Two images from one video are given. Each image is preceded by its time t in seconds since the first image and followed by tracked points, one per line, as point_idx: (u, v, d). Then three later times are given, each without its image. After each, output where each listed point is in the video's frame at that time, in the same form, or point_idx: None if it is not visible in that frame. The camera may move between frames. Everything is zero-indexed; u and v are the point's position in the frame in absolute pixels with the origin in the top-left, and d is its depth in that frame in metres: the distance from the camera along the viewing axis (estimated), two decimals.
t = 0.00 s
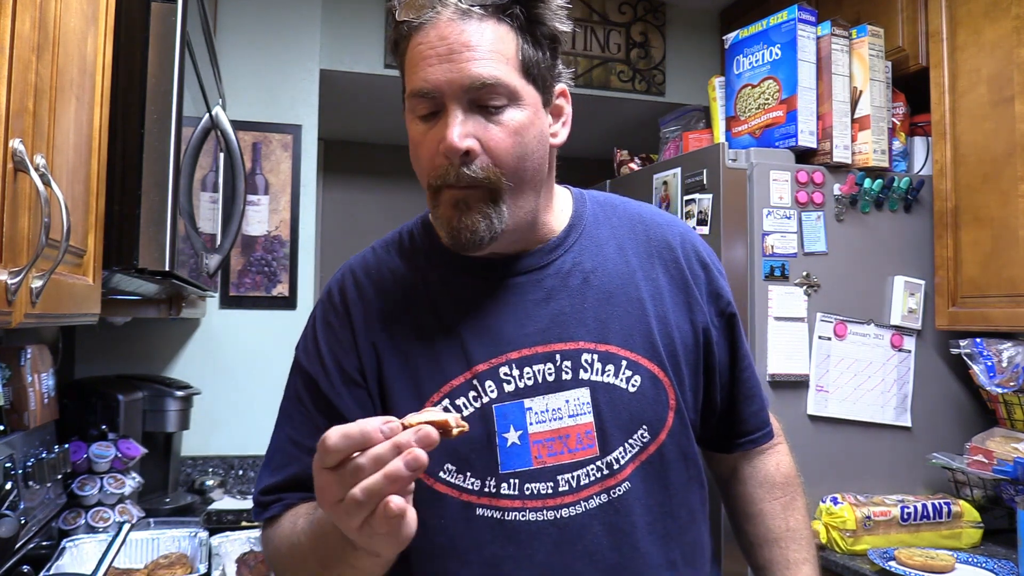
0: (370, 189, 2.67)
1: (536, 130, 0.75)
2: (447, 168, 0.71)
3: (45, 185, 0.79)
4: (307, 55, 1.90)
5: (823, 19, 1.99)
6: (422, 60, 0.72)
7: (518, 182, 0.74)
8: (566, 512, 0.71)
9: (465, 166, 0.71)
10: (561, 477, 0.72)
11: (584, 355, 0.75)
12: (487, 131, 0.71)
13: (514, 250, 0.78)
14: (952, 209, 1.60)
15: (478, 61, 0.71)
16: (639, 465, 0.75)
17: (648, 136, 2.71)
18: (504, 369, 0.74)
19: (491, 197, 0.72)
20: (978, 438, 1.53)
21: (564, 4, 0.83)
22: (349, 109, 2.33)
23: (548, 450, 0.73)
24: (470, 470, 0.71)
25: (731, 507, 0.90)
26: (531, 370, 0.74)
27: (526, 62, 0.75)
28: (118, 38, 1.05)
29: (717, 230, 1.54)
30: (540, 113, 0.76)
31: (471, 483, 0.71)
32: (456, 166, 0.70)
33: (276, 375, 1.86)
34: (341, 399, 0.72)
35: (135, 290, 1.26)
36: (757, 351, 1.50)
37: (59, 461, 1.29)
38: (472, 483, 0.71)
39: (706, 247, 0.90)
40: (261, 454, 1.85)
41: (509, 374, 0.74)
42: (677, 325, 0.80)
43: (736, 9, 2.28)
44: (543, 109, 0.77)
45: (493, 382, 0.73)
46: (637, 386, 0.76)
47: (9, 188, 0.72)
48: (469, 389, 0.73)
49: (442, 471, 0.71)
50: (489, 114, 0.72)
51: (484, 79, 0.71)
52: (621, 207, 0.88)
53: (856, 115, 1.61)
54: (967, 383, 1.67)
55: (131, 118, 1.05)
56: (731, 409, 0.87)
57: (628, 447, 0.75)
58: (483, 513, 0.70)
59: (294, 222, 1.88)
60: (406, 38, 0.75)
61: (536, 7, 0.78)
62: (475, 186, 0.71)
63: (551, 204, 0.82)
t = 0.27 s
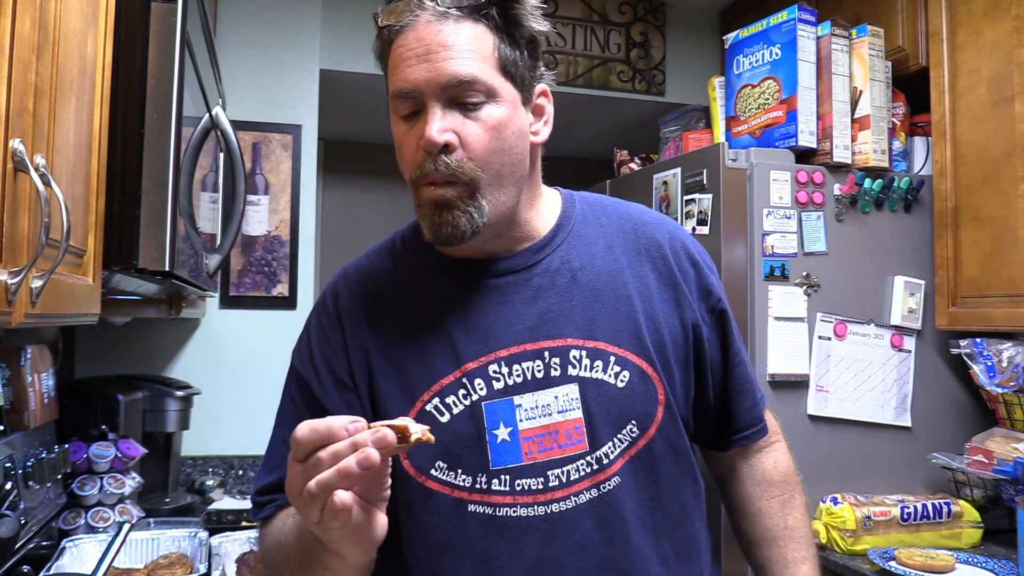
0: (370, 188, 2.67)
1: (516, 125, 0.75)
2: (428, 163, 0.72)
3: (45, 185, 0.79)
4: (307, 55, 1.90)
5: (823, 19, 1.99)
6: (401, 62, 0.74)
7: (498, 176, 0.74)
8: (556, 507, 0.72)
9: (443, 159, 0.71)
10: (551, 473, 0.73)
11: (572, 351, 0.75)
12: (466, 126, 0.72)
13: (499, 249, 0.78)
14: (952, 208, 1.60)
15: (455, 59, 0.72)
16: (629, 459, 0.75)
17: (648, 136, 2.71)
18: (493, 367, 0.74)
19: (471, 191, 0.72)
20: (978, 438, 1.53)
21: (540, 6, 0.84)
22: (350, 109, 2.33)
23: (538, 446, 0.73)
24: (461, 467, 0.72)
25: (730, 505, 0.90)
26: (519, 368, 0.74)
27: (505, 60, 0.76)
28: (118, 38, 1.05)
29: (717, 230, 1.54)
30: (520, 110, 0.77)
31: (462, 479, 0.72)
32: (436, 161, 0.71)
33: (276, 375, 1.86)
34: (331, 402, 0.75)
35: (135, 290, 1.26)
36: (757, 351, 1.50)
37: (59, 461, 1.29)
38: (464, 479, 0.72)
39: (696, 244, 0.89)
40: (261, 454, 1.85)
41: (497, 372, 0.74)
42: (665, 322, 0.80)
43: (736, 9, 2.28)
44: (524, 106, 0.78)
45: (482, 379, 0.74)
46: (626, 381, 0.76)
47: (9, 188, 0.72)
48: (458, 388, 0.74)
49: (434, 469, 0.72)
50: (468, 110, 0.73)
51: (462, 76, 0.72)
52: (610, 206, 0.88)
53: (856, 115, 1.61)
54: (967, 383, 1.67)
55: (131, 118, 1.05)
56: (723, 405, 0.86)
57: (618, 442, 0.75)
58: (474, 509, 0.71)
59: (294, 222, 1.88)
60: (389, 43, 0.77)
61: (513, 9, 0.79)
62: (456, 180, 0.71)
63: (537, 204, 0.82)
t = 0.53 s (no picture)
0: (371, 188, 2.67)
1: (504, 119, 0.76)
2: (417, 159, 0.73)
3: (45, 185, 0.79)
4: (307, 55, 1.90)
5: (823, 19, 1.99)
6: (389, 64, 0.75)
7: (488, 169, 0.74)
8: (552, 502, 0.72)
9: (432, 154, 0.72)
10: (547, 468, 0.73)
11: (568, 346, 0.76)
12: (452, 122, 0.73)
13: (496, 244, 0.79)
14: (952, 208, 1.60)
15: (438, 58, 0.73)
16: (625, 454, 0.75)
17: (648, 136, 2.71)
18: (489, 363, 0.75)
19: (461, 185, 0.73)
20: (979, 438, 1.53)
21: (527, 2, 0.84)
22: (350, 109, 2.33)
23: (534, 442, 0.74)
24: (458, 463, 0.73)
25: (741, 505, 0.90)
26: (516, 364, 0.75)
27: (490, 56, 0.76)
28: (118, 39, 1.05)
29: (717, 230, 1.54)
30: (509, 103, 0.77)
31: (459, 475, 0.73)
32: (424, 157, 0.72)
33: (276, 375, 1.86)
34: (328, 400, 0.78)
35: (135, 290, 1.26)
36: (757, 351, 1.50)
37: (59, 461, 1.29)
38: (461, 475, 0.73)
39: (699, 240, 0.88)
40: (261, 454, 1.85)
41: (494, 368, 0.75)
42: (665, 316, 0.80)
43: (737, 9, 2.28)
44: (514, 100, 0.78)
45: (478, 376, 0.75)
46: (622, 376, 0.76)
47: (9, 188, 0.72)
48: (454, 385, 0.75)
49: (431, 465, 0.73)
50: (455, 107, 0.74)
51: (445, 74, 0.73)
52: (612, 203, 0.87)
53: (856, 115, 1.61)
54: (968, 383, 1.67)
55: (132, 118, 1.05)
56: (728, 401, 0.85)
57: (614, 438, 0.75)
58: (472, 504, 0.72)
59: (294, 222, 1.88)
60: (380, 48, 0.79)
61: (498, 7, 0.80)
62: (445, 174, 0.72)
63: (534, 199, 0.82)
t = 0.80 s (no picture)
0: (370, 188, 2.67)
1: (530, 117, 0.75)
2: (439, 158, 0.74)
3: (45, 185, 0.79)
4: (307, 55, 1.90)
5: (823, 19, 1.99)
6: (418, 63, 0.76)
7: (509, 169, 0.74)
8: (553, 511, 0.71)
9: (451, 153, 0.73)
10: (551, 475, 0.72)
11: (586, 351, 0.74)
12: (475, 121, 0.73)
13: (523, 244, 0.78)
14: (952, 209, 1.60)
15: (464, 57, 0.74)
16: (634, 471, 0.72)
17: (648, 136, 2.71)
18: (505, 362, 0.75)
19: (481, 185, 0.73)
20: (979, 438, 1.53)
21: None
22: (350, 109, 2.33)
23: (542, 447, 0.73)
24: (466, 461, 0.74)
25: (792, 542, 0.83)
26: (532, 364, 0.75)
27: (519, 53, 0.76)
28: (118, 39, 1.05)
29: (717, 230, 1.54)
30: (535, 103, 0.76)
31: (466, 472, 0.73)
32: (445, 156, 0.73)
33: (275, 375, 1.86)
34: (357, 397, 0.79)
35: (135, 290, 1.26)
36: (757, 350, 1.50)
37: (59, 461, 1.29)
38: (468, 473, 0.73)
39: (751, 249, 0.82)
40: (261, 454, 1.85)
41: (509, 367, 0.75)
42: (695, 328, 0.76)
43: (737, 9, 2.28)
44: (544, 98, 0.78)
45: (493, 374, 0.75)
46: (640, 387, 0.73)
47: (9, 188, 0.72)
48: (469, 381, 0.75)
49: (439, 459, 0.74)
50: (480, 105, 0.74)
51: (470, 72, 0.73)
52: (658, 208, 0.84)
53: (856, 115, 1.61)
54: (968, 383, 1.67)
55: (132, 118, 1.05)
56: (767, 424, 0.78)
57: (624, 452, 0.72)
58: (476, 503, 0.73)
59: (294, 222, 1.88)
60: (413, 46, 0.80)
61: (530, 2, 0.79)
62: (466, 174, 0.73)
63: (567, 198, 0.81)
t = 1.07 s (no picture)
0: (370, 188, 2.66)
1: (590, 95, 0.73)
2: (494, 140, 0.74)
3: (45, 185, 0.79)
4: (307, 55, 1.90)
5: (823, 19, 1.99)
6: (478, 44, 0.77)
7: (563, 150, 0.73)
8: (574, 513, 0.69)
9: (507, 135, 0.73)
10: (578, 475, 0.70)
11: (631, 346, 0.72)
12: (529, 102, 0.73)
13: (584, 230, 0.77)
14: (952, 209, 1.60)
15: (522, 35, 0.73)
16: (667, 481, 0.68)
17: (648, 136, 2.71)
18: (546, 350, 0.74)
19: (532, 167, 0.73)
20: (979, 438, 1.53)
21: None
22: (350, 109, 2.33)
23: (574, 444, 0.71)
24: (495, 449, 0.74)
25: None
26: (573, 355, 0.73)
27: (580, 28, 0.74)
28: (118, 39, 1.05)
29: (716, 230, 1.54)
30: (597, 81, 0.74)
31: (494, 461, 0.74)
32: (498, 138, 0.74)
33: (276, 375, 1.86)
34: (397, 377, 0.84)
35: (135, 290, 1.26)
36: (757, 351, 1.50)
37: (59, 461, 1.29)
38: (495, 462, 0.74)
39: (839, 251, 0.74)
40: (261, 455, 1.85)
41: (549, 356, 0.74)
42: (754, 331, 0.70)
43: (737, 9, 2.27)
44: (607, 74, 0.75)
45: (532, 361, 0.74)
46: (684, 391, 0.70)
47: (9, 189, 0.72)
48: (507, 366, 0.75)
49: (469, 444, 0.75)
50: (536, 85, 0.73)
51: (525, 51, 0.73)
52: (736, 202, 0.79)
53: (856, 115, 1.61)
54: (967, 383, 1.67)
55: (132, 118, 1.05)
56: (834, 446, 0.70)
57: (658, 459, 0.69)
58: (502, 493, 0.73)
59: (294, 222, 1.88)
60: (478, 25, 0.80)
61: None
62: (518, 156, 0.73)
63: (635, 181, 0.78)
